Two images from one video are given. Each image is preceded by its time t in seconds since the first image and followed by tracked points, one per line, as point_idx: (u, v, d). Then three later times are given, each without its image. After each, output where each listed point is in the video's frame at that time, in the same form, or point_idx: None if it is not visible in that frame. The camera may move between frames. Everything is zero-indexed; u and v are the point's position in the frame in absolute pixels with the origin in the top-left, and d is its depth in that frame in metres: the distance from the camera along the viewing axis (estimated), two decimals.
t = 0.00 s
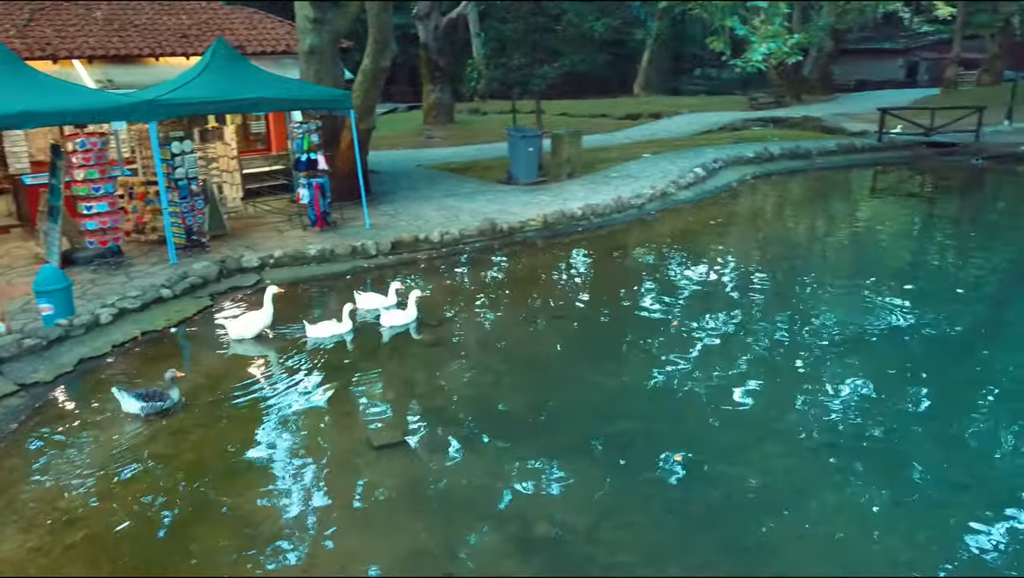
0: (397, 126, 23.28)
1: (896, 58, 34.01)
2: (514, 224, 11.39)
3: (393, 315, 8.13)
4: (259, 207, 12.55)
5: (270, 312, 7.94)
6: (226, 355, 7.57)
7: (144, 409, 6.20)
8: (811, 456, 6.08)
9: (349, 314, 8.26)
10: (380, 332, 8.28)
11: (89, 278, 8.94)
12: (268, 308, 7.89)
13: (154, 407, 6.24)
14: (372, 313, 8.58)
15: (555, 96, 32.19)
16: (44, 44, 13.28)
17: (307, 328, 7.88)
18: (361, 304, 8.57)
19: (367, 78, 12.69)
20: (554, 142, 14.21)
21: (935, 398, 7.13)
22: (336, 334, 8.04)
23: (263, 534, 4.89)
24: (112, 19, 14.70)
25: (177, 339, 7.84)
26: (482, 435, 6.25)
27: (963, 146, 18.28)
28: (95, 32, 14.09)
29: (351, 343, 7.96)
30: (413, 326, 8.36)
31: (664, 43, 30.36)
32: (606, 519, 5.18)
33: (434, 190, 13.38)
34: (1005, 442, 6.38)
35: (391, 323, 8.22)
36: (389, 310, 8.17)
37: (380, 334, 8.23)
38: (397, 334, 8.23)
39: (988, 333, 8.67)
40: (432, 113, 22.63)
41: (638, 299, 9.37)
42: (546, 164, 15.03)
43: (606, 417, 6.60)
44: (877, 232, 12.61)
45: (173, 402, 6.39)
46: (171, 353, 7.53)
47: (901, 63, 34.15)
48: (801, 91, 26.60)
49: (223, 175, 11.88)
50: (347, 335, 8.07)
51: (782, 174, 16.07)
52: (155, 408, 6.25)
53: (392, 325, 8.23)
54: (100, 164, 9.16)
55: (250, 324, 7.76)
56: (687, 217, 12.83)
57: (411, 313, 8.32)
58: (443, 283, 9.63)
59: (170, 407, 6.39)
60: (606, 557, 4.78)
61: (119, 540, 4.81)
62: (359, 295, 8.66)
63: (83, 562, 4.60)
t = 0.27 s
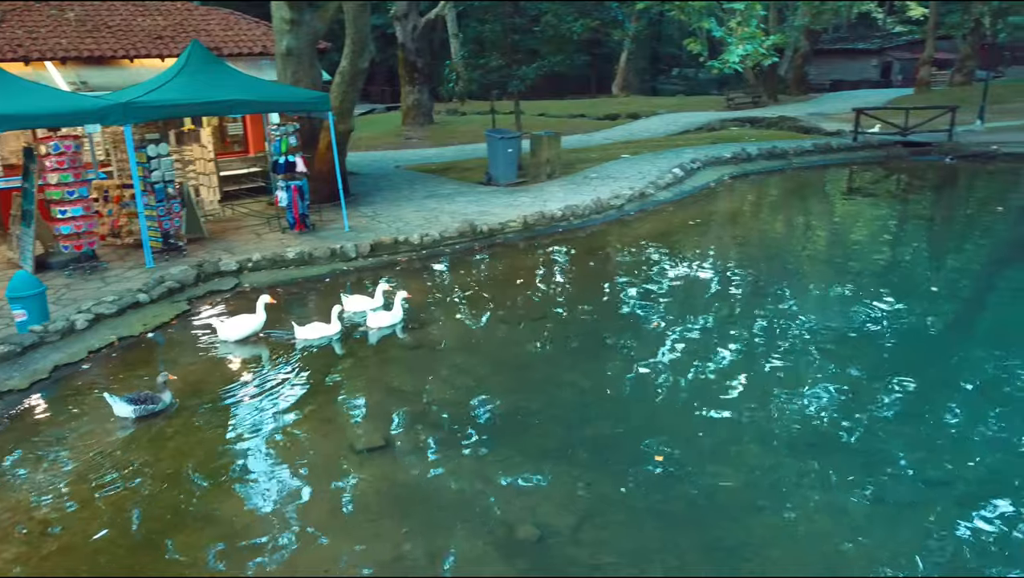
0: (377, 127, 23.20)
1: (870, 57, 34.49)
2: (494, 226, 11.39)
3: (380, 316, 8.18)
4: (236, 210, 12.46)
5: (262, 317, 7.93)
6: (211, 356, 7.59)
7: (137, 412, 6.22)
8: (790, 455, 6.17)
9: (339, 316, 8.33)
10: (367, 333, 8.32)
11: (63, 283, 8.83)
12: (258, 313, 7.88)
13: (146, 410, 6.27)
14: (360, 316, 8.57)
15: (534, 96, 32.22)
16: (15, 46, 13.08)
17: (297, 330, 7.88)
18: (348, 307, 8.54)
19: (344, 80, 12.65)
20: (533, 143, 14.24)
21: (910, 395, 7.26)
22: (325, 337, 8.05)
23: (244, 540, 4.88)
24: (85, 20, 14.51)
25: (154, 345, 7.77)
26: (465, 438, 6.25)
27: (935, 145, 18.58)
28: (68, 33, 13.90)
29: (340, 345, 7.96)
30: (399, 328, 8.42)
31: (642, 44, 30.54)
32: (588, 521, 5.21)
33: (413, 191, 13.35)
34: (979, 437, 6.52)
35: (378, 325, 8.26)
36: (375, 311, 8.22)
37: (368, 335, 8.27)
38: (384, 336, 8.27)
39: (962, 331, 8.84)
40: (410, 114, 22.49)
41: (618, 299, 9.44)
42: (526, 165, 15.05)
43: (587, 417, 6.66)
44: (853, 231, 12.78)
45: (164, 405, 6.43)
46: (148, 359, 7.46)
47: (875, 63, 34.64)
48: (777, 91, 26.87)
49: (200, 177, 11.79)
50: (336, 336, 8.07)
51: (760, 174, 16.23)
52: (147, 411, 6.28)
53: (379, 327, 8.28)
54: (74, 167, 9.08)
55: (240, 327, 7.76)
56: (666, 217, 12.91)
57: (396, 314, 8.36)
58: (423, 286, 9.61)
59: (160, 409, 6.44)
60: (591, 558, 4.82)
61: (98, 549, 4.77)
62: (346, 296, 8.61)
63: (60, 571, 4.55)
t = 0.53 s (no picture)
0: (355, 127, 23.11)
1: (845, 58, 34.92)
2: (474, 227, 11.40)
3: (365, 316, 8.22)
4: (214, 212, 12.38)
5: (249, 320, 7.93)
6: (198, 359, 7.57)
7: (132, 413, 6.31)
8: (769, 453, 6.25)
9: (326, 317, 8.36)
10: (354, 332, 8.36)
11: (37, 287, 8.72)
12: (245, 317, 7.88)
13: (141, 411, 6.34)
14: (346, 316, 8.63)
15: (513, 96, 32.24)
16: None
17: (285, 331, 7.91)
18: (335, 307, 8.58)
19: (322, 82, 12.60)
20: (513, 143, 14.26)
21: (886, 391, 7.39)
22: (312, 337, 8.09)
23: (224, 546, 4.86)
24: (57, 21, 14.31)
25: (131, 349, 7.69)
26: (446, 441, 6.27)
27: (909, 144, 18.86)
28: (40, 34, 13.70)
29: (328, 345, 8.00)
30: (385, 328, 8.46)
31: (620, 44, 30.70)
32: (570, 521, 5.25)
33: (393, 192, 13.32)
34: (954, 431, 6.65)
35: (364, 324, 8.31)
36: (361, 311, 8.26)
37: (353, 335, 8.31)
38: (370, 335, 8.32)
39: (936, 327, 9.01)
40: (389, 115, 22.40)
41: (598, 299, 9.49)
42: (506, 166, 15.07)
43: (569, 418, 6.70)
44: (829, 229, 12.94)
45: (159, 405, 6.50)
46: (125, 363, 7.40)
47: (850, 63, 34.99)
48: (754, 91, 27.12)
49: (177, 180, 11.69)
50: (324, 337, 8.11)
51: (737, 173, 16.38)
52: (142, 412, 6.36)
53: (366, 326, 8.32)
54: (47, 170, 8.95)
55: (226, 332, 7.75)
56: (646, 217, 12.99)
57: (383, 314, 8.40)
58: (403, 287, 9.61)
59: (157, 410, 6.50)
60: (573, 559, 4.85)
61: (75, 557, 4.73)
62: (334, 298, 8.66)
63: None
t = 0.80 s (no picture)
0: (334, 128, 23.01)
1: (820, 57, 35.31)
2: (454, 228, 11.40)
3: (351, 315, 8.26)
4: (191, 215, 12.28)
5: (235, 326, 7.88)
6: (184, 361, 7.55)
7: (128, 413, 6.33)
8: (749, 452, 6.33)
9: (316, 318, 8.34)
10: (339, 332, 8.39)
11: (10, 292, 8.61)
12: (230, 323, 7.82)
13: (137, 411, 6.37)
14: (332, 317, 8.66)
15: (492, 96, 32.22)
16: None
17: (273, 331, 7.87)
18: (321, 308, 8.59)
19: (300, 83, 12.54)
20: (492, 144, 14.28)
21: (864, 389, 7.50)
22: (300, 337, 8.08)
23: (205, 550, 4.84)
24: (28, 21, 14.08)
25: (108, 354, 7.62)
26: (428, 443, 6.28)
27: (884, 143, 19.12)
28: (11, 35, 13.46)
29: (317, 347, 7.99)
30: (372, 327, 8.49)
31: (598, 44, 30.82)
32: (552, 522, 5.30)
33: (372, 193, 13.28)
34: (928, 427, 6.79)
35: (349, 323, 8.34)
36: (347, 311, 8.31)
37: (339, 334, 8.34)
38: (356, 335, 8.35)
39: (912, 324, 9.16)
40: (367, 116, 22.30)
41: (578, 299, 9.54)
42: (485, 166, 15.08)
43: (550, 419, 6.74)
44: (805, 228, 13.10)
45: (155, 404, 6.51)
46: (101, 368, 7.32)
47: (825, 63, 35.40)
48: (731, 91, 27.33)
49: (153, 182, 11.59)
50: (312, 338, 8.09)
51: (715, 173, 16.51)
52: (138, 412, 6.38)
53: (352, 326, 8.36)
54: (20, 173, 8.76)
55: (212, 336, 7.69)
56: (625, 217, 13.06)
57: (369, 314, 8.46)
58: (383, 289, 9.59)
59: (153, 410, 6.52)
60: (555, 560, 4.90)
61: (53, 564, 4.70)
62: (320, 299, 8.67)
63: None
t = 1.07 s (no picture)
0: (312, 129, 22.90)
1: (796, 57, 35.66)
2: (434, 228, 11.39)
3: (337, 316, 8.27)
4: (167, 217, 12.17)
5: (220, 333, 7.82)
6: (168, 365, 7.52)
7: (126, 413, 6.37)
8: (730, 450, 6.39)
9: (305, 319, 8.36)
10: (325, 332, 8.40)
11: None
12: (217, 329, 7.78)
13: (135, 410, 6.41)
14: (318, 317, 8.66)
15: (471, 97, 32.20)
16: None
17: (262, 333, 7.89)
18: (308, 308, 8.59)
19: (277, 84, 12.45)
20: (471, 144, 14.28)
21: (842, 385, 7.60)
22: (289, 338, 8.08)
23: (186, 555, 4.81)
24: None
25: (83, 359, 7.53)
26: (410, 445, 6.29)
27: (859, 142, 19.36)
28: None
29: (305, 348, 7.99)
30: (358, 327, 8.52)
31: (576, 44, 30.90)
32: (534, 523, 5.33)
33: (351, 194, 13.23)
34: (903, 422, 6.91)
35: (335, 324, 8.36)
36: (333, 311, 8.33)
37: (324, 335, 8.35)
38: (341, 335, 8.36)
39: (888, 321, 9.30)
40: (345, 116, 22.18)
41: (559, 299, 9.58)
42: (465, 166, 15.08)
43: (532, 419, 6.78)
44: (783, 227, 13.24)
45: (152, 403, 6.56)
46: (77, 374, 7.23)
47: (801, 63, 35.80)
48: (708, 90, 27.54)
49: (128, 184, 11.49)
50: (300, 339, 8.09)
51: (693, 173, 16.64)
52: (137, 411, 6.42)
53: (338, 327, 8.38)
54: None
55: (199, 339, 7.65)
56: (605, 217, 13.12)
57: (355, 314, 8.50)
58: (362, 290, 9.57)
59: (151, 408, 6.56)
60: (538, 560, 4.93)
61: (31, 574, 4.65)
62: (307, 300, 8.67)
63: None
